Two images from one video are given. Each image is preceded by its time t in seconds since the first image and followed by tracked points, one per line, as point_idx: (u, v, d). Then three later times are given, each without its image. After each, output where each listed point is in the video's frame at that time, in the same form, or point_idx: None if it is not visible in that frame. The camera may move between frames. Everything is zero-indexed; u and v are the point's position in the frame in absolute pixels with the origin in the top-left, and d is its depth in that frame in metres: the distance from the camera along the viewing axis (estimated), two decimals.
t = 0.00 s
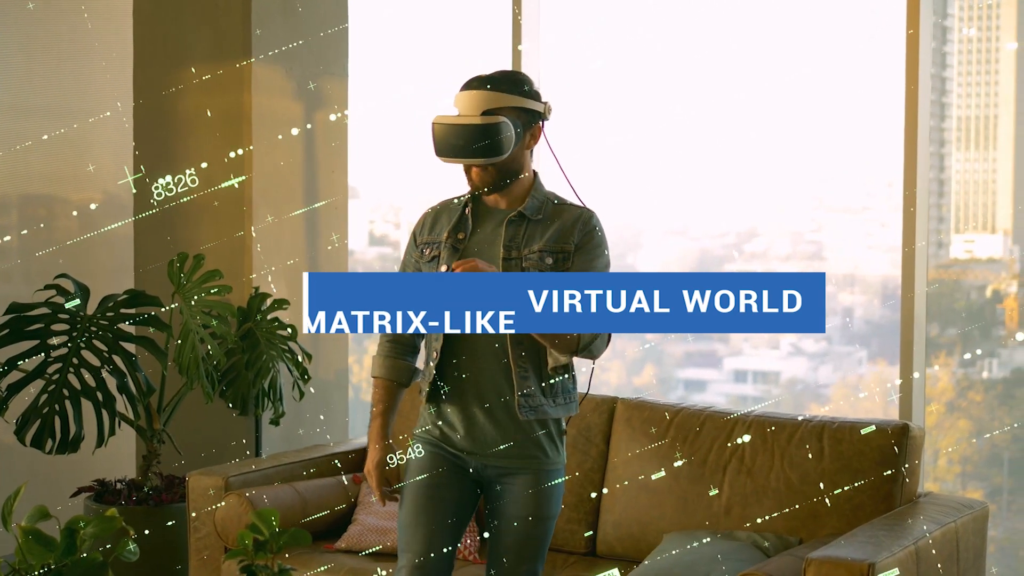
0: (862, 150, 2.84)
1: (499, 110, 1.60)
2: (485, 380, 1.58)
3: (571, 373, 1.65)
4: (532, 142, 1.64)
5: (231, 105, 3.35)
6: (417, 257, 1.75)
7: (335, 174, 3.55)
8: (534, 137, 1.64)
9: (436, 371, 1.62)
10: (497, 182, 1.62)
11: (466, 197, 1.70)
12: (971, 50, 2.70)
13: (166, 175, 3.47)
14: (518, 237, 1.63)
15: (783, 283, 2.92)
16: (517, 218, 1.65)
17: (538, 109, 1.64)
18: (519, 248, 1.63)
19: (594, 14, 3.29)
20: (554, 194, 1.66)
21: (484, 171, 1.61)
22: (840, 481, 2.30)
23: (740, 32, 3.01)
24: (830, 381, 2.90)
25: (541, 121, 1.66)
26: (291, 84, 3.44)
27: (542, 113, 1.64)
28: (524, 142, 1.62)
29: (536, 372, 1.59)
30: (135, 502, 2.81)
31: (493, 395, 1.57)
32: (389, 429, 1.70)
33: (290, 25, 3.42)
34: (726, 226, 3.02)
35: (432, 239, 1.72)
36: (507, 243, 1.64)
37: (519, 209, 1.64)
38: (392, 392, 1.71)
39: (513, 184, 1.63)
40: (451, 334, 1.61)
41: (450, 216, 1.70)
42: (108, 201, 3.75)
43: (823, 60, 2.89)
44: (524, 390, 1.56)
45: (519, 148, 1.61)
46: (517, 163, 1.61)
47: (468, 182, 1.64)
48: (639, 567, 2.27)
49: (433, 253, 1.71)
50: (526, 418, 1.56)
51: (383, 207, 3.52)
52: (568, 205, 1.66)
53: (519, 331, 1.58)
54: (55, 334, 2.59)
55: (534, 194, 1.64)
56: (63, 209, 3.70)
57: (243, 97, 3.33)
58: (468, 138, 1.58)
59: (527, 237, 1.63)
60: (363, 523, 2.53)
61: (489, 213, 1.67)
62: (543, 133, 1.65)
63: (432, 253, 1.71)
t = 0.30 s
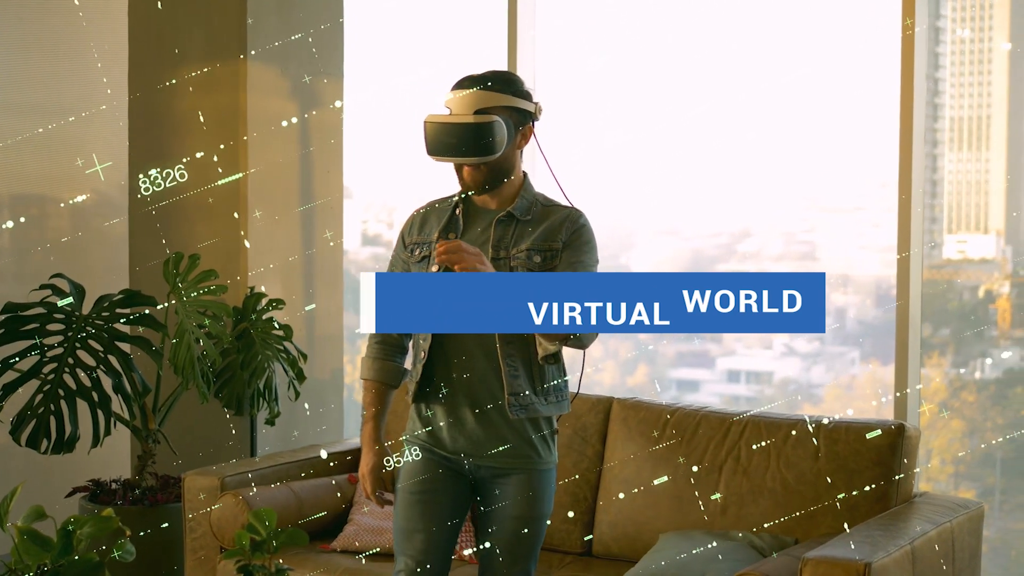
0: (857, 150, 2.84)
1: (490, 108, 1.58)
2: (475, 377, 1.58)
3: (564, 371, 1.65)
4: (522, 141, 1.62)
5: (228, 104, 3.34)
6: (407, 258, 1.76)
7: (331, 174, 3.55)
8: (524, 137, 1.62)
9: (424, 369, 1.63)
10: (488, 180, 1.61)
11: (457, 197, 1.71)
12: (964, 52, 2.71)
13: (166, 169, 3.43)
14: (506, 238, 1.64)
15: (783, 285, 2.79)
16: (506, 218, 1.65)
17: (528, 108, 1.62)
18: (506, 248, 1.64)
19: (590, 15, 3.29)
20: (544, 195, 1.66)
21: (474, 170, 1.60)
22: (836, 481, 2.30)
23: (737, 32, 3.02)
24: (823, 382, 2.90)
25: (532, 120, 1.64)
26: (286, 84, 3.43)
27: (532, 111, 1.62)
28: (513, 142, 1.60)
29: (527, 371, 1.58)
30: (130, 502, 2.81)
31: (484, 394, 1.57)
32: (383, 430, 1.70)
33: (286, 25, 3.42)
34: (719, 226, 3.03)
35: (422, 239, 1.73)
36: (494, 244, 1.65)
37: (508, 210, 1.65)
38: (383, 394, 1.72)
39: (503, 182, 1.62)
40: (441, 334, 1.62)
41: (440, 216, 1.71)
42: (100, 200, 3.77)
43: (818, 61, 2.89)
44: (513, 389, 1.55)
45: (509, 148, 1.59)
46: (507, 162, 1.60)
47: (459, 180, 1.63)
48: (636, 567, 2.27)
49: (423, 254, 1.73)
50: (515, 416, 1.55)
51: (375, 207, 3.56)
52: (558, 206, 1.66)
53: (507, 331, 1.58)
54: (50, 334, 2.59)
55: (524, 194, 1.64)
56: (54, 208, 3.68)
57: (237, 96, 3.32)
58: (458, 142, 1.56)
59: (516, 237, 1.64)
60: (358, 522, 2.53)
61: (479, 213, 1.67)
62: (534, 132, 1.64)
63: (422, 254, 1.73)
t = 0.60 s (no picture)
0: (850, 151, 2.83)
1: (473, 106, 1.65)
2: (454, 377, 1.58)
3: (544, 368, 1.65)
4: (505, 140, 1.65)
5: (221, 104, 3.43)
6: (386, 255, 1.72)
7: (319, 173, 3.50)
8: (506, 136, 1.64)
9: (401, 370, 1.62)
10: (470, 177, 1.64)
11: (436, 197, 1.70)
12: (953, 52, 2.81)
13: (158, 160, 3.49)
14: (483, 233, 1.65)
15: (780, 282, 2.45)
16: (484, 214, 1.66)
17: (511, 109, 1.65)
18: (483, 243, 1.65)
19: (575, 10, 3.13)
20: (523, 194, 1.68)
21: (456, 165, 1.63)
22: (827, 481, 2.31)
23: (731, 23, 2.87)
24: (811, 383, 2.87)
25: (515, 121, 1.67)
26: (276, 83, 3.42)
27: (515, 112, 1.65)
28: (499, 140, 1.64)
29: (507, 364, 1.60)
30: (122, 503, 2.80)
31: (461, 394, 1.58)
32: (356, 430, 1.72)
33: (277, 25, 3.43)
34: (708, 226, 2.89)
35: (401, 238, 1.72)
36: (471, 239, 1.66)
37: (487, 206, 1.65)
38: (357, 395, 1.74)
39: (484, 179, 1.64)
40: (421, 336, 1.63)
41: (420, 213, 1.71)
42: (87, 200, 3.60)
43: (809, 61, 2.79)
44: (493, 382, 1.57)
45: (492, 145, 1.63)
46: (489, 158, 1.63)
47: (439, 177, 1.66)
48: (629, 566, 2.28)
49: (403, 252, 1.69)
50: (495, 410, 1.56)
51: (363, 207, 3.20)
52: (536, 204, 1.67)
53: (487, 325, 1.60)
54: (42, 333, 2.58)
55: (503, 192, 1.65)
56: (43, 206, 3.57)
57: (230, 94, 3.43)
58: (447, 137, 1.63)
59: (494, 231, 1.65)
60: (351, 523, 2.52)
61: (459, 212, 1.67)
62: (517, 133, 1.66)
63: (403, 252, 1.69)
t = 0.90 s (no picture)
0: (841, 153, 2.85)
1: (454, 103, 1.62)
2: (437, 376, 1.58)
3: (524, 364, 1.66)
4: (488, 139, 1.65)
5: (210, 105, 3.36)
6: (367, 255, 1.73)
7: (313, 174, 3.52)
8: (489, 135, 1.65)
9: (383, 367, 1.62)
10: (453, 174, 1.63)
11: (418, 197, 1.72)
12: (941, 53, 2.73)
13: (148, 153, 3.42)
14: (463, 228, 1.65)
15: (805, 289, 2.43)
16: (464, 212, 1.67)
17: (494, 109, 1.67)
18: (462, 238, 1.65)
19: (571, 18, 3.26)
20: (503, 193, 1.70)
21: (438, 162, 1.61)
22: (820, 481, 2.32)
23: (719, 34, 3.02)
24: (801, 382, 2.93)
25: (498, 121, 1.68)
26: (268, 82, 3.42)
27: (497, 111, 1.66)
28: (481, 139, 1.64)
29: (487, 358, 1.60)
30: (113, 503, 2.80)
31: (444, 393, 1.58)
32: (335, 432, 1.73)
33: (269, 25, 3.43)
34: (697, 226, 3.06)
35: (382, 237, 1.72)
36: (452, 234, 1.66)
37: (467, 203, 1.66)
38: (337, 395, 1.74)
39: (466, 176, 1.63)
40: (401, 334, 1.62)
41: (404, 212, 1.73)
42: (78, 199, 3.55)
43: (804, 70, 2.89)
44: (473, 376, 1.57)
45: (475, 144, 1.62)
46: (472, 155, 1.62)
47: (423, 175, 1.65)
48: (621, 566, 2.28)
49: (384, 250, 1.69)
50: (475, 403, 1.56)
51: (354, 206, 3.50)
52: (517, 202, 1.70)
53: (467, 319, 1.58)
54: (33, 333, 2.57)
55: (485, 190, 1.68)
56: (32, 205, 3.47)
57: (219, 96, 3.35)
58: (431, 124, 1.57)
59: (474, 227, 1.66)
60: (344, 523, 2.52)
61: (441, 210, 1.69)
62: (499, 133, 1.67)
63: (383, 250, 1.69)
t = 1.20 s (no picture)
0: (833, 154, 2.86)
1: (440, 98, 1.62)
2: (422, 376, 1.59)
3: (510, 361, 1.67)
4: (471, 137, 1.65)
5: (201, 103, 3.36)
6: (349, 255, 1.73)
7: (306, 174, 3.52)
8: (473, 133, 1.65)
9: (367, 367, 1.62)
10: (437, 169, 1.62)
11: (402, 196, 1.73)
12: (931, 53, 2.73)
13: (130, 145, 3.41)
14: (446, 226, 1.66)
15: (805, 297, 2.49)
16: (447, 210, 1.67)
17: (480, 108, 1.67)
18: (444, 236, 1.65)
19: (565, 18, 3.27)
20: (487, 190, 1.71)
21: (423, 157, 1.61)
22: (813, 482, 2.33)
23: (712, 34, 3.02)
24: (791, 382, 2.93)
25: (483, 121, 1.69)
26: (259, 82, 3.41)
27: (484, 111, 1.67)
28: (466, 136, 1.63)
29: (473, 355, 1.61)
30: (106, 503, 2.80)
31: (429, 389, 1.58)
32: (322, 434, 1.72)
33: (262, 23, 3.42)
34: (687, 226, 3.07)
35: (367, 237, 1.72)
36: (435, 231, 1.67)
37: (449, 201, 1.66)
38: (325, 396, 1.74)
39: (451, 172, 1.63)
40: (386, 331, 1.63)
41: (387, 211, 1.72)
42: (67, 198, 3.53)
43: (795, 70, 2.90)
44: (460, 372, 1.57)
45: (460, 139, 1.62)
46: (456, 151, 1.62)
47: (407, 170, 1.65)
48: (615, 566, 2.29)
49: (368, 250, 1.70)
50: (463, 400, 1.57)
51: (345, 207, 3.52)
52: (501, 200, 1.70)
53: (452, 316, 1.59)
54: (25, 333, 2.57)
55: (469, 188, 1.67)
56: (21, 205, 3.45)
57: (208, 94, 3.35)
58: (420, 117, 1.58)
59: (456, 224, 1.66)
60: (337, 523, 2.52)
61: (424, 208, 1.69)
62: (483, 132, 1.67)
63: (367, 250, 1.70)
